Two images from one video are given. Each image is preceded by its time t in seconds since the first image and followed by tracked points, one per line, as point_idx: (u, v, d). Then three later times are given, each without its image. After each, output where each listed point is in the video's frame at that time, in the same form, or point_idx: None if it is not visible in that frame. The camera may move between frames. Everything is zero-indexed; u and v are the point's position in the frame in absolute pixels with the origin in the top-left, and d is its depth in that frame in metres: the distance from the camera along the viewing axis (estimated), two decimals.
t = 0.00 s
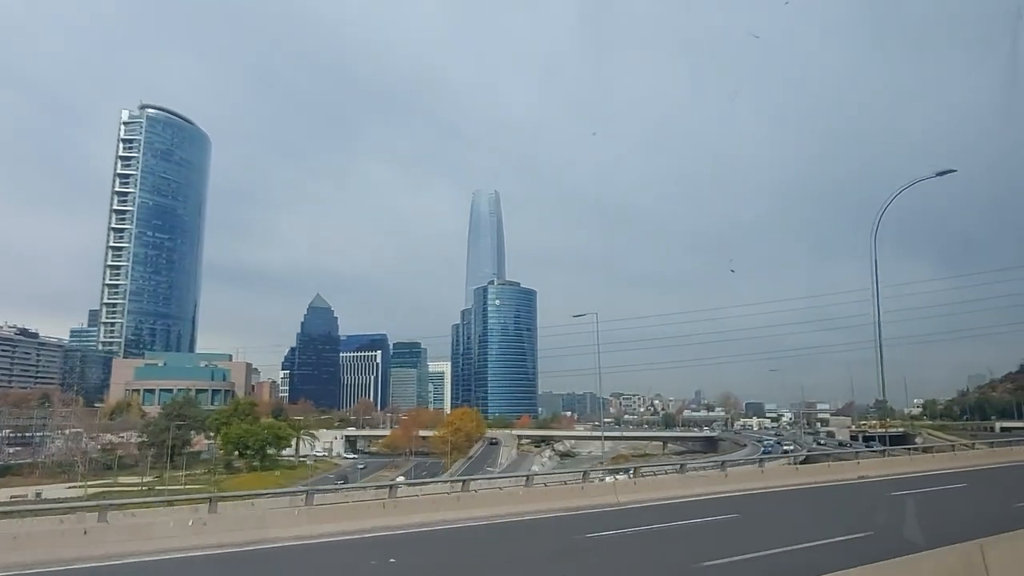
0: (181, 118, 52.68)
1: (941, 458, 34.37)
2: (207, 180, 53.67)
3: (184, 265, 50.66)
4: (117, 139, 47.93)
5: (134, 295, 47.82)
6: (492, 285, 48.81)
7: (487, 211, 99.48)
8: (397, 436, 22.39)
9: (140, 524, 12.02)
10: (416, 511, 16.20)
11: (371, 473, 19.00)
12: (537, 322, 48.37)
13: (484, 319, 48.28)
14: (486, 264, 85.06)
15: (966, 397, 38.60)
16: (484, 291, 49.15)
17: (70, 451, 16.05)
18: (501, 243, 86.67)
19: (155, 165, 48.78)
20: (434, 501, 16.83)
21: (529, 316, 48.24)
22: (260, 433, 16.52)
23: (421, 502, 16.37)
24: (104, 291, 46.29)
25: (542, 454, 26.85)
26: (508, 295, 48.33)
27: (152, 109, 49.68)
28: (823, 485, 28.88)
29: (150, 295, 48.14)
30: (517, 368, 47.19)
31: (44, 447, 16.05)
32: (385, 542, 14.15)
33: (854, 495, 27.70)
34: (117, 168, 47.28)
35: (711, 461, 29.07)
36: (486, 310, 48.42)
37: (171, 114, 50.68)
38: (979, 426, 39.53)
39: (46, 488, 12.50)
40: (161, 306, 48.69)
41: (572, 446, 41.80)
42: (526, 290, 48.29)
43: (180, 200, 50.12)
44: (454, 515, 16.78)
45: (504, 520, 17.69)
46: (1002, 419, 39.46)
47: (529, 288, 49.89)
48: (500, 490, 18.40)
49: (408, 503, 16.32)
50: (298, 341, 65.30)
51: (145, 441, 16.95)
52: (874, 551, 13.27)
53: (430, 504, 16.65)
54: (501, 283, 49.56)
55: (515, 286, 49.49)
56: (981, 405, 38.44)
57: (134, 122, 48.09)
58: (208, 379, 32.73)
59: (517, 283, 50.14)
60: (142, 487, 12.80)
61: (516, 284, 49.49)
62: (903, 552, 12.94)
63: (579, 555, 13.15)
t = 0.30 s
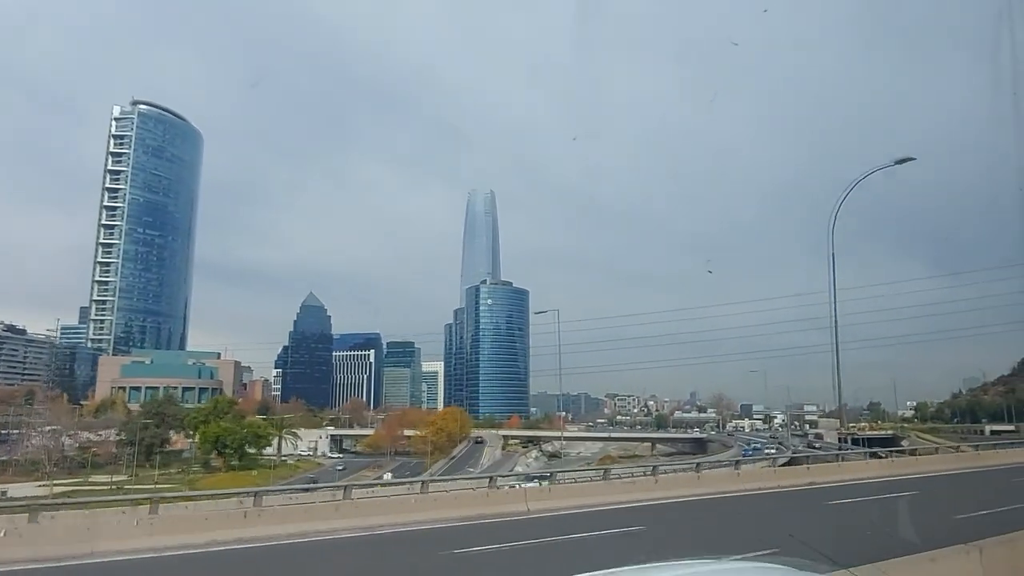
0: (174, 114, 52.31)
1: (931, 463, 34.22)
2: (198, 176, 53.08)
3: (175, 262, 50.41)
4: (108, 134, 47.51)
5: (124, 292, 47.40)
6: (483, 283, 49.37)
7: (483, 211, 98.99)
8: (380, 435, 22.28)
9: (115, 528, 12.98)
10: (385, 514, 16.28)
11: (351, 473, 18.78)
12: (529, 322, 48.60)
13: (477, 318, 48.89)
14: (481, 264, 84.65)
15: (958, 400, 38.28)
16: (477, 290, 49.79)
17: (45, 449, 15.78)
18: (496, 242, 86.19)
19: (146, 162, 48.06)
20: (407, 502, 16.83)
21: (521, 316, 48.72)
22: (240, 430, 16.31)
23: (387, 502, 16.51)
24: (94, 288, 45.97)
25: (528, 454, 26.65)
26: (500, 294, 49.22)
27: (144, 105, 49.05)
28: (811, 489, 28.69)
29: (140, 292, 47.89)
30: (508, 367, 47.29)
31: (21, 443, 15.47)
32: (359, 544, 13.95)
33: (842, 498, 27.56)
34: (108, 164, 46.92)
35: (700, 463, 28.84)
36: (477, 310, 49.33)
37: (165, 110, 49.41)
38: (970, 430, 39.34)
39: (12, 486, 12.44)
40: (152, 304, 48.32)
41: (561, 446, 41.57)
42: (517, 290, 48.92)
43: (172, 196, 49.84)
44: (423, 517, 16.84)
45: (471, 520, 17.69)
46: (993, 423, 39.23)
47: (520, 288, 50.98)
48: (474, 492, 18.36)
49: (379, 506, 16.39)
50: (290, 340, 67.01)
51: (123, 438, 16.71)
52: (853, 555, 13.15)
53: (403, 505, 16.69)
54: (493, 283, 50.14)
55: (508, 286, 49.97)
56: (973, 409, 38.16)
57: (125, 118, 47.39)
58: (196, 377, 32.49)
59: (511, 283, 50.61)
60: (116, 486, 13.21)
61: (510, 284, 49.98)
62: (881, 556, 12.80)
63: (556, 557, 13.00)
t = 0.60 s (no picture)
0: (168, 111, 52.24)
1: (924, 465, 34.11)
2: (192, 174, 53.30)
3: (166, 259, 50.09)
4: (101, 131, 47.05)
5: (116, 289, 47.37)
6: (477, 283, 49.10)
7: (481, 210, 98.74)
8: (363, 435, 22.18)
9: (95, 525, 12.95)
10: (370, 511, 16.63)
11: (334, 473, 18.60)
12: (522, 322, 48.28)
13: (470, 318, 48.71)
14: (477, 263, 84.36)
15: (952, 402, 38.15)
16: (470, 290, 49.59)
17: (23, 446, 15.68)
18: (493, 242, 85.97)
19: (139, 159, 48.39)
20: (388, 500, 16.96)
21: (515, 316, 48.45)
22: (220, 430, 16.13)
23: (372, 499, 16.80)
24: (85, 285, 45.43)
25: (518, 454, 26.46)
26: (494, 294, 49.12)
27: (137, 102, 49.11)
28: (802, 492, 28.54)
29: (132, 290, 47.64)
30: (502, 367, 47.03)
31: None
32: (343, 548, 13.80)
33: (834, 501, 27.43)
34: (100, 160, 46.56)
35: (690, 463, 28.64)
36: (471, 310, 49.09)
37: (157, 107, 50.47)
38: (962, 432, 39.25)
39: None
40: (144, 302, 48.20)
41: (553, 447, 41.38)
42: (511, 289, 48.74)
43: (165, 193, 49.76)
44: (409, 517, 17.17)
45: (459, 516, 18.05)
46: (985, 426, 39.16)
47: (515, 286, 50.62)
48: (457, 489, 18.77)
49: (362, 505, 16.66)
50: (285, 339, 67.20)
51: (102, 436, 16.49)
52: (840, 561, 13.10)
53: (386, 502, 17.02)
54: (487, 283, 49.97)
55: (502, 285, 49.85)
56: (966, 411, 38.06)
57: (118, 115, 47.37)
58: (184, 375, 32.17)
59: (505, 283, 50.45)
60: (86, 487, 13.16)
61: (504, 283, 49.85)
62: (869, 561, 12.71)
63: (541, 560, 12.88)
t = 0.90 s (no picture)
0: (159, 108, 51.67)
1: (916, 467, 33.99)
2: (184, 171, 52.99)
3: (158, 258, 49.74)
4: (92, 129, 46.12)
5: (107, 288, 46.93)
6: (470, 282, 48.95)
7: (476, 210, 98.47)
8: (348, 435, 21.99)
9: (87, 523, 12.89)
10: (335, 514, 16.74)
11: (317, 473, 18.43)
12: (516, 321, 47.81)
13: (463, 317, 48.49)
14: (473, 263, 84.01)
15: (945, 403, 38.26)
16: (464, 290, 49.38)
17: None
18: (489, 242, 85.63)
19: (131, 156, 47.89)
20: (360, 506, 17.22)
21: (509, 316, 47.98)
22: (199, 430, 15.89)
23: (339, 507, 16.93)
24: (76, 284, 45.19)
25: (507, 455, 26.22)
26: (488, 294, 48.98)
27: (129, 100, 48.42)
28: (796, 494, 28.34)
29: (123, 289, 47.20)
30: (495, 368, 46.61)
31: None
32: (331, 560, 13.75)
33: (828, 504, 27.27)
34: (91, 158, 45.97)
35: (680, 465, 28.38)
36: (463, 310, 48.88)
37: (149, 105, 49.51)
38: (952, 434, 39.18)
39: None
40: (135, 300, 47.75)
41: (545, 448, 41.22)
42: (505, 289, 48.59)
43: (156, 192, 49.53)
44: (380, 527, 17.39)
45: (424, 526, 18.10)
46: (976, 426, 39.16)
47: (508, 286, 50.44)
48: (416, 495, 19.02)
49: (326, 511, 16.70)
50: (279, 339, 66.57)
51: (80, 436, 16.20)
52: None
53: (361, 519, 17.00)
54: (480, 283, 49.88)
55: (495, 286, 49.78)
56: (958, 412, 38.01)
57: (110, 113, 46.59)
58: (172, 374, 31.86)
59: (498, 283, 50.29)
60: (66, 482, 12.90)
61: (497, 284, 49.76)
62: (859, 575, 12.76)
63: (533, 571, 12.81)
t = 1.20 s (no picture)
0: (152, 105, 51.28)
1: (911, 467, 33.76)
2: (178, 169, 52.60)
3: (151, 257, 49.56)
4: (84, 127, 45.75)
5: (98, 287, 46.99)
6: (463, 282, 48.34)
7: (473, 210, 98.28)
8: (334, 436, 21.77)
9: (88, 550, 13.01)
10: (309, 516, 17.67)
11: (300, 475, 18.29)
12: (509, 322, 47.44)
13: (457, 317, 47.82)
14: (469, 264, 83.81)
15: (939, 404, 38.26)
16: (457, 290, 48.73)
17: None
18: (485, 242, 85.37)
19: (124, 155, 47.35)
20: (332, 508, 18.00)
21: (502, 316, 47.55)
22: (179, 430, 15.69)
23: (319, 509, 17.83)
24: (67, 283, 45.71)
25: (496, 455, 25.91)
26: (481, 293, 48.34)
27: (122, 97, 47.65)
28: (790, 497, 28.17)
29: (115, 288, 47.34)
30: (487, 369, 46.90)
31: None
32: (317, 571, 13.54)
33: (822, 507, 27.16)
34: (83, 156, 45.73)
35: (671, 465, 28.10)
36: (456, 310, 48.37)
37: (142, 102, 48.51)
38: (945, 434, 39.13)
39: None
40: (127, 300, 47.66)
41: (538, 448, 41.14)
42: (499, 289, 47.95)
43: (149, 190, 49.36)
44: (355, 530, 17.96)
45: (400, 530, 18.51)
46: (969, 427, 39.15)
47: (502, 286, 49.86)
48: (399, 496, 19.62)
49: (304, 511, 17.63)
50: (273, 339, 65.20)
51: (59, 436, 15.91)
52: None
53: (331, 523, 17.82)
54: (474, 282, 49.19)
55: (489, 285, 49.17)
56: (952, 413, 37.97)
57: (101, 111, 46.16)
58: (161, 374, 31.58)
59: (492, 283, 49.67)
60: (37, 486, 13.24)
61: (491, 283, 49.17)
62: None
63: None
